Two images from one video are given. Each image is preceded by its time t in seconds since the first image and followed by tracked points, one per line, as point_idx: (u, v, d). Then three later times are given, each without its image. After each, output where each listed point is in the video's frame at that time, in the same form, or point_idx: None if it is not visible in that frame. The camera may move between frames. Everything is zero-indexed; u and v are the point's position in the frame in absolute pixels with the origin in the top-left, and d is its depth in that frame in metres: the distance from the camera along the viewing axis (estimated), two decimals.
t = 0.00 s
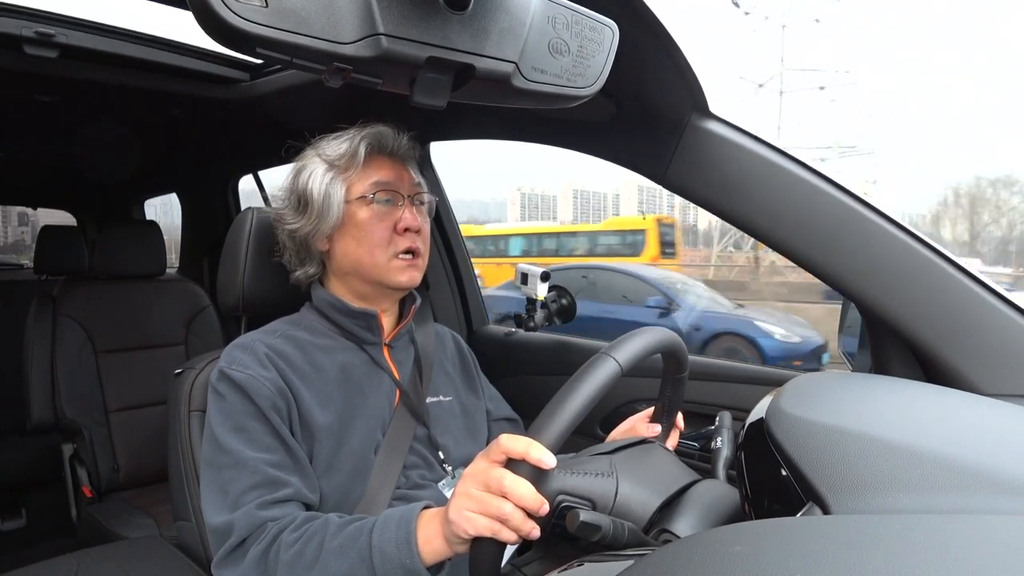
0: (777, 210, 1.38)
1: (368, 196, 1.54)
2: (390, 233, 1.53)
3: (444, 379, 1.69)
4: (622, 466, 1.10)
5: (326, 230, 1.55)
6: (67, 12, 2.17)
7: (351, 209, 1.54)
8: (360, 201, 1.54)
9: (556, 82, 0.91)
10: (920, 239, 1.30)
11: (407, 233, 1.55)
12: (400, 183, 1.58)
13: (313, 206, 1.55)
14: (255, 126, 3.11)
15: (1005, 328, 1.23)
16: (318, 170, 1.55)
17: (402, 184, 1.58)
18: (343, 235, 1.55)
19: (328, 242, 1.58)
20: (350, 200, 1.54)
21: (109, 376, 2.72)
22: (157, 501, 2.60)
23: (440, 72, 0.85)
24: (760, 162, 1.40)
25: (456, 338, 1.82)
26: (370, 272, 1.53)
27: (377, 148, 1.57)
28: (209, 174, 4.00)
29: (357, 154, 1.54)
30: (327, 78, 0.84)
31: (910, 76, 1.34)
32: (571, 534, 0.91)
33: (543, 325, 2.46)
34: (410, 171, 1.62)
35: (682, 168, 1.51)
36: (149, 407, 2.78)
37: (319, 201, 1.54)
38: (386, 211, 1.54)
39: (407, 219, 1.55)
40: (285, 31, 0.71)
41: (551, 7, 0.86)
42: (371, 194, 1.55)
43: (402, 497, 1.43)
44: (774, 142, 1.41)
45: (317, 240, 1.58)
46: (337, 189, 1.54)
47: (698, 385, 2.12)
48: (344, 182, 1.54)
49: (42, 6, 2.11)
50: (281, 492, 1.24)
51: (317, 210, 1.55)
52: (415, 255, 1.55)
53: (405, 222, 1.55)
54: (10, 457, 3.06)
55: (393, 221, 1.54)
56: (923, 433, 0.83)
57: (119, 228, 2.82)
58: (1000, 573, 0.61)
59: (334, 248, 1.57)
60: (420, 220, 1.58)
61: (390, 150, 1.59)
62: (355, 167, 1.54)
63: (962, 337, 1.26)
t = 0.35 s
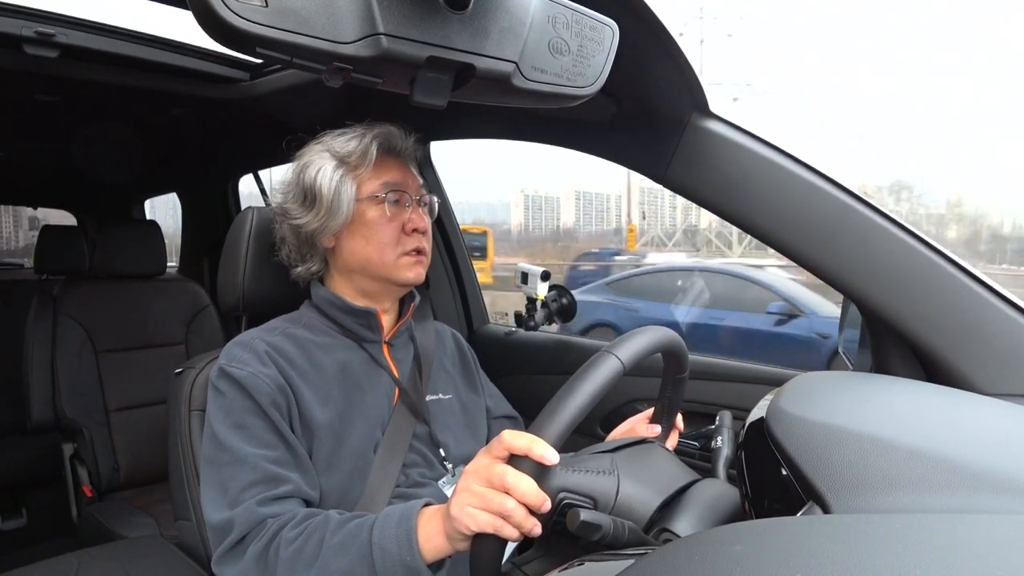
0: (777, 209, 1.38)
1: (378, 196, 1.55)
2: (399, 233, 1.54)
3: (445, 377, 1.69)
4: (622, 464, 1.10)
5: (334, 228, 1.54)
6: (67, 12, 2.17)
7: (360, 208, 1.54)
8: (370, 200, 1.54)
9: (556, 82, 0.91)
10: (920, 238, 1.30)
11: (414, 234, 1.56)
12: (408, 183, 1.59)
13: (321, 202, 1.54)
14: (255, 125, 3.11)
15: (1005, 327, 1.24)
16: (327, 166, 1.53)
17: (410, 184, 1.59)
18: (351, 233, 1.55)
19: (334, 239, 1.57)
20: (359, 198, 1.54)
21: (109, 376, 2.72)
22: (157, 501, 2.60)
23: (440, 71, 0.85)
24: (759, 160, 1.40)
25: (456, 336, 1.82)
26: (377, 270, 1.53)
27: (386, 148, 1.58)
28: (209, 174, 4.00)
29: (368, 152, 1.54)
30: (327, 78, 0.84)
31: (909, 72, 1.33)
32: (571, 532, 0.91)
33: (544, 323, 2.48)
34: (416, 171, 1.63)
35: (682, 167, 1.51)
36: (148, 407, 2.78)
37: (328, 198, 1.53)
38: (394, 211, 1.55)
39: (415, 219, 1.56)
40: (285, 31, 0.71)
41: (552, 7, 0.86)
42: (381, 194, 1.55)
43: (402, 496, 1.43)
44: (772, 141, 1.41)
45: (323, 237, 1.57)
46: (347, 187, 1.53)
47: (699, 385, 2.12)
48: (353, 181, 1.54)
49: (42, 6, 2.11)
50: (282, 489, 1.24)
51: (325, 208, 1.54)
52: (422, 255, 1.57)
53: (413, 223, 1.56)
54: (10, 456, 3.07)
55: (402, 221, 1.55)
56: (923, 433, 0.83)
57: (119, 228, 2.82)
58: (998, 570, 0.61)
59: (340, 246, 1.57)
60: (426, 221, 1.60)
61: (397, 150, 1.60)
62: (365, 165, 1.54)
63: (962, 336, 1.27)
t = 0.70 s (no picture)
0: (777, 210, 1.38)
1: (375, 202, 1.54)
2: (396, 240, 1.54)
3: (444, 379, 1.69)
4: (622, 465, 1.10)
5: (331, 234, 1.54)
6: (66, 13, 2.17)
7: (357, 214, 1.54)
8: (366, 207, 1.54)
9: (556, 83, 0.91)
10: (920, 239, 1.30)
11: (411, 240, 1.55)
12: (406, 189, 1.58)
13: (318, 208, 1.54)
14: (255, 126, 3.11)
15: (1004, 328, 1.24)
16: (324, 171, 1.53)
17: (408, 190, 1.58)
18: (347, 239, 1.54)
19: (331, 245, 1.57)
20: (356, 205, 1.54)
21: (109, 376, 2.72)
22: (157, 502, 2.60)
23: (441, 72, 0.85)
24: (759, 161, 1.40)
25: (456, 338, 1.82)
26: (374, 277, 1.53)
27: (383, 152, 1.57)
28: (209, 175, 4.00)
29: (365, 158, 1.53)
30: (327, 79, 0.84)
31: (902, 66, 1.42)
32: (571, 533, 0.91)
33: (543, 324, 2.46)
34: (415, 175, 1.62)
35: (681, 167, 1.51)
36: (148, 407, 2.78)
37: (325, 205, 1.53)
38: (391, 217, 1.54)
39: (412, 226, 1.55)
40: (284, 31, 0.71)
41: (552, 8, 0.86)
42: (378, 200, 1.54)
43: (401, 498, 1.43)
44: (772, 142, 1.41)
45: (321, 242, 1.57)
46: (343, 193, 1.53)
47: (698, 386, 2.12)
48: (350, 187, 1.54)
49: (41, 7, 2.11)
50: (282, 492, 1.24)
51: (322, 214, 1.54)
52: (419, 262, 1.56)
53: (410, 229, 1.55)
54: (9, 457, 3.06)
55: (399, 227, 1.54)
56: (924, 434, 0.83)
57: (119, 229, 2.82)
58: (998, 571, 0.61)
59: (337, 252, 1.57)
60: (424, 227, 1.59)
61: (396, 154, 1.59)
62: (362, 171, 1.53)
63: (961, 337, 1.27)
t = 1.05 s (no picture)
0: (776, 210, 1.38)
1: (368, 204, 1.54)
2: (391, 242, 1.54)
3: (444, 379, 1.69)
4: (621, 465, 1.10)
5: (326, 238, 1.54)
6: (67, 13, 2.17)
7: (350, 217, 1.54)
8: (360, 210, 1.53)
9: (555, 83, 0.91)
10: (920, 240, 1.30)
11: (406, 241, 1.55)
12: (399, 190, 1.58)
13: (312, 213, 1.54)
14: (255, 126, 3.11)
15: (1004, 329, 1.24)
16: (315, 175, 1.53)
17: (400, 190, 1.58)
18: (342, 242, 1.54)
19: (327, 248, 1.57)
20: (349, 208, 1.53)
21: (109, 376, 2.72)
22: (158, 502, 2.60)
23: (440, 72, 0.85)
24: (758, 161, 1.41)
25: (456, 338, 1.82)
26: (371, 279, 1.54)
27: (376, 152, 1.56)
28: (209, 175, 4.00)
29: (356, 160, 1.52)
30: (326, 79, 0.84)
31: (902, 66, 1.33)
32: (570, 534, 0.91)
33: (543, 325, 2.48)
34: (407, 174, 1.61)
35: (681, 168, 1.51)
36: (148, 408, 2.78)
37: (318, 209, 1.53)
38: (386, 219, 1.54)
39: (407, 227, 1.55)
40: (283, 32, 0.71)
41: (551, 8, 0.86)
42: (371, 202, 1.54)
43: (401, 498, 1.43)
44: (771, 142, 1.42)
45: (316, 246, 1.57)
46: (336, 197, 1.53)
47: (698, 386, 2.12)
48: (343, 190, 1.53)
49: (42, 7, 2.11)
50: (281, 492, 1.24)
51: (316, 218, 1.54)
52: (415, 263, 1.56)
53: (405, 230, 1.55)
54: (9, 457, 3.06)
55: (393, 229, 1.54)
56: (923, 435, 0.83)
57: (118, 229, 2.82)
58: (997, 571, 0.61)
59: (333, 255, 1.57)
60: (419, 226, 1.59)
61: (387, 154, 1.58)
62: (354, 174, 1.53)
63: (961, 337, 1.27)
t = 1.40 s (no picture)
0: (776, 210, 1.38)
1: (377, 201, 1.54)
2: (399, 239, 1.54)
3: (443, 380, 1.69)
4: (621, 466, 1.10)
5: (333, 234, 1.54)
6: (68, 13, 2.17)
7: (359, 214, 1.54)
8: (369, 206, 1.54)
9: (555, 83, 0.91)
10: (920, 240, 1.30)
11: (414, 239, 1.56)
12: (406, 188, 1.58)
13: (320, 208, 1.53)
14: (255, 127, 3.11)
15: (1004, 329, 1.24)
16: (325, 171, 1.52)
17: (408, 189, 1.58)
18: (350, 239, 1.54)
19: (333, 244, 1.57)
20: (358, 204, 1.53)
21: (109, 377, 2.72)
22: (158, 502, 2.60)
23: (440, 72, 0.85)
24: (758, 160, 1.40)
25: (455, 339, 1.82)
26: (378, 276, 1.54)
27: (384, 151, 1.57)
28: (209, 175, 4.00)
29: (367, 157, 1.53)
30: (326, 79, 0.84)
31: (902, 66, 1.42)
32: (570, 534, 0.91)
33: (543, 325, 2.46)
34: (413, 174, 1.62)
35: (680, 168, 1.51)
36: (148, 408, 2.78)
37: (326, 204, 1.52)
38: (394, 216, 1.54)
39: (415, 224, 1.56)
40: (283, 32, 0.71)
41: (551, 8, 0.86)
42: (380, 199, 1.54)
43: (401, 498, 1.43)
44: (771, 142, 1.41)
45: (322, 242, 1.57)
46: (346, 192, 1.53)
47: (698, 387, 2.12)
48: (352, 186, 1.53)
49: (42, 7, 2.11)
50: (281, 493, 1.24)
51: (324, 213, 1.53)
52: (421, 261, 1.57)
53: (413, 228, 1.55)
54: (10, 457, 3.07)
55: (401, 226, 1.55)
56: (923, 435, 0.83)
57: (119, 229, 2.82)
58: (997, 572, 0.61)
59: (340, 251, 1.56)
60: (425, 225, 1.59)
61: (396, 153, 1.59)
62: (363, 171, 1.53)
63: (961, 337, 1.26)
